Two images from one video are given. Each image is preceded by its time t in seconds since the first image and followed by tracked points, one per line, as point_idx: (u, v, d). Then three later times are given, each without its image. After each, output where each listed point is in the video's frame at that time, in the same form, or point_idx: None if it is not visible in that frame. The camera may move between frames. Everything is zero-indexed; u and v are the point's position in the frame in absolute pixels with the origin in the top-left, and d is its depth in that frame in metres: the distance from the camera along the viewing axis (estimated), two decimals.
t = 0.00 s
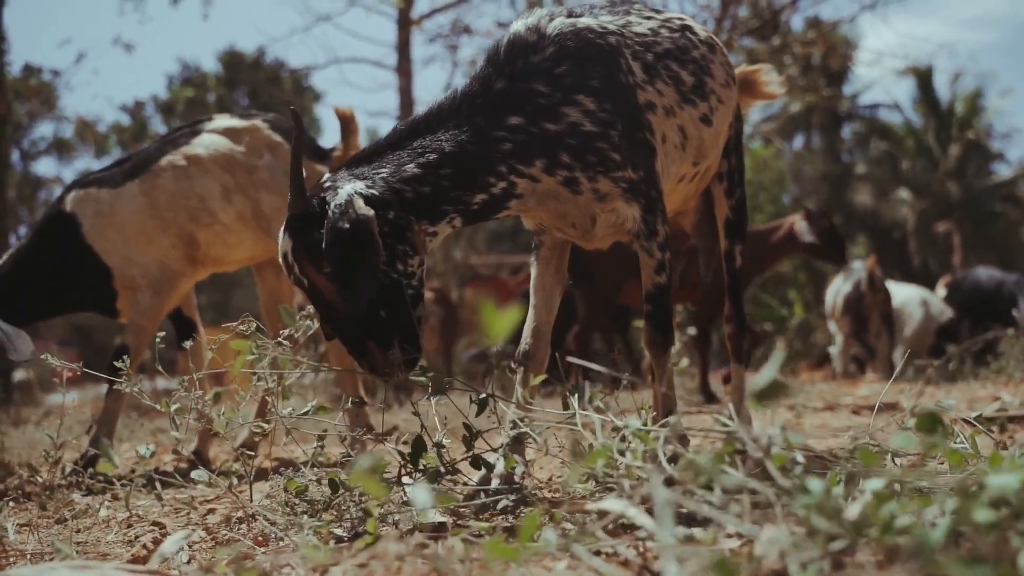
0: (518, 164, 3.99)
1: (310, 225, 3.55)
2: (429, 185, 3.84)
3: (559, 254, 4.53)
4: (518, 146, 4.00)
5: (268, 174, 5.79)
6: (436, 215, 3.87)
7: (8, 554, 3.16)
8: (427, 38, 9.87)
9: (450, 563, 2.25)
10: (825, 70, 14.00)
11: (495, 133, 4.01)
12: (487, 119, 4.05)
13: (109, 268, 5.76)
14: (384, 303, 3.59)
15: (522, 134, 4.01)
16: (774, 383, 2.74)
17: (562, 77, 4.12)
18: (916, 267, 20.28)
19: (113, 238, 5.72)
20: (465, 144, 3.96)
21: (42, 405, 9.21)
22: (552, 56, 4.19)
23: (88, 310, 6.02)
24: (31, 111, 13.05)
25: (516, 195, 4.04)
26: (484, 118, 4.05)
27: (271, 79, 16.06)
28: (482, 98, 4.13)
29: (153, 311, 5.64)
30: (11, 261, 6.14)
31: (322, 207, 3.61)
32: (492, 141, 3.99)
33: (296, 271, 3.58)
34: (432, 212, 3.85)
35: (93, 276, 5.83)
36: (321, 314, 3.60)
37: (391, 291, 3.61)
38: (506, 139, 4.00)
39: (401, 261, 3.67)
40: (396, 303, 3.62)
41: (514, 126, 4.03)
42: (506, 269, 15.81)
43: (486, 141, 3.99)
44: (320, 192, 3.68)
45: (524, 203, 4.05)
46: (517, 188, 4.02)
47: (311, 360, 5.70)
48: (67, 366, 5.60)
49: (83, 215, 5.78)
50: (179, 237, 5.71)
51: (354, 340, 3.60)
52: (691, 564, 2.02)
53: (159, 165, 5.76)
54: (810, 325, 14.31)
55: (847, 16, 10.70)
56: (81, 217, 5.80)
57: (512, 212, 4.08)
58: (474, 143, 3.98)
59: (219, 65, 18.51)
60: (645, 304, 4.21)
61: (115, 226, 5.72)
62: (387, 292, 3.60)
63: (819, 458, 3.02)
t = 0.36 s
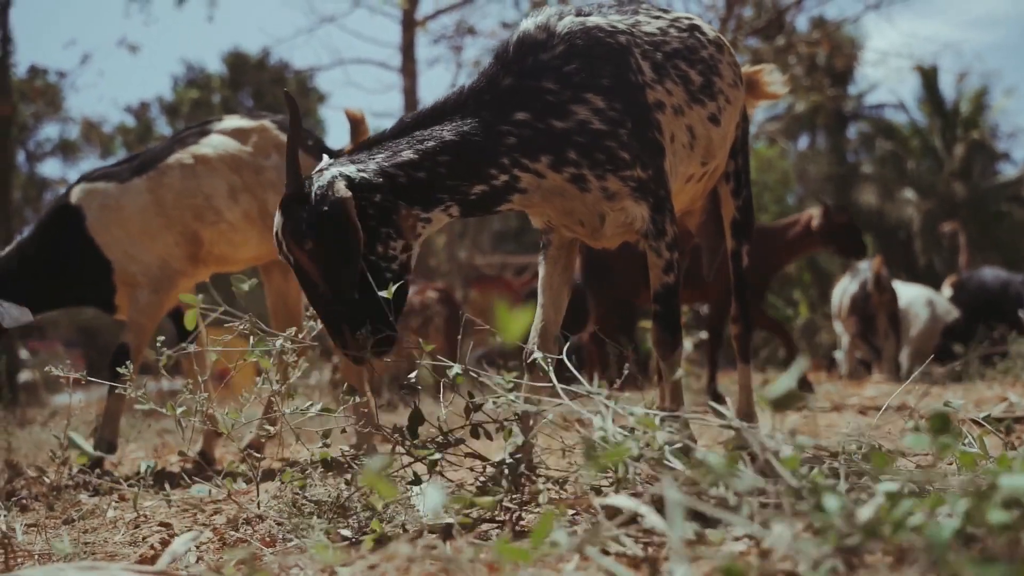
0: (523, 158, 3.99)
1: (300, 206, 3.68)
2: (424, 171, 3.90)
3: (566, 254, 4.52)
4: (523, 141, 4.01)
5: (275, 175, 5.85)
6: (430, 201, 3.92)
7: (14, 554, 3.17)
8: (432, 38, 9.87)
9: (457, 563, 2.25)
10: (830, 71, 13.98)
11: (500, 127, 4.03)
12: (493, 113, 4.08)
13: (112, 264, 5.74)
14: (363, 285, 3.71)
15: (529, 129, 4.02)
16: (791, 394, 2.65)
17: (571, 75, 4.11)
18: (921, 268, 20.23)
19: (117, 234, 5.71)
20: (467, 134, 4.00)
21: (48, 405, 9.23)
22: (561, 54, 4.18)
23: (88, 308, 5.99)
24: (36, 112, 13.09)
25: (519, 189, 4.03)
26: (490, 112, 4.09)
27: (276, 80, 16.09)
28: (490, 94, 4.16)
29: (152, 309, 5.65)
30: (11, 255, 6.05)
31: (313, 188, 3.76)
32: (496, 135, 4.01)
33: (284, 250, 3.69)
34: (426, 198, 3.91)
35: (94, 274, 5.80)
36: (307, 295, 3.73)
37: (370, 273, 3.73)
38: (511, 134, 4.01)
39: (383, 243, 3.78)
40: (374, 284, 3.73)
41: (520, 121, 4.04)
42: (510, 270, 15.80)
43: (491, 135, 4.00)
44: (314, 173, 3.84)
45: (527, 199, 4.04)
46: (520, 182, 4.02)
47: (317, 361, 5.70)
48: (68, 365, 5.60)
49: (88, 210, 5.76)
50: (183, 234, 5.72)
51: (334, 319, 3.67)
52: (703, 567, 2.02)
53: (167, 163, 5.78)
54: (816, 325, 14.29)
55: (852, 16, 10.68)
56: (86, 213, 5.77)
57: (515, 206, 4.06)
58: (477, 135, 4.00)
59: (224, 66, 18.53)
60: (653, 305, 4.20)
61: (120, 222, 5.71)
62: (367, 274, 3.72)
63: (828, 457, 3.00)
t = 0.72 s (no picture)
0: (528, 154, 4.00)
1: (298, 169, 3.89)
2: (421, 164, 3.93)
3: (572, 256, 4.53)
4: (529, 136, 4.00)
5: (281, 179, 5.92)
6: (424, 195, 3.96)
7: (20, 557, 3.16)
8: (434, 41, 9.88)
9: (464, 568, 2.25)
10: (833, 73, 13.98)
11: (506, 121, 4.03)
12: (501, 107, 4.08)
13: (115, 267, 5.73)
14: (316, 271, 3.86)
15: (535, 126, 4.02)
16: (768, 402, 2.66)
17: (582, 73, 4.11)
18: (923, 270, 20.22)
19: (120, 237, 5.70)
20: (471, 128, 4.01)
21: (51, 408, 9.24)
22: (572, 53, 4.18)
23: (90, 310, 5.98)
24: (39, 115, 13.11)
25: (519, 182, 4.04)
26: (497, 106, 4.09)
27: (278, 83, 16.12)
28: (499, 89, 4.15)
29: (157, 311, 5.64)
30: (12, 259, 6.03)
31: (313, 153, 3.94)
32: (501, 129, 4.01)
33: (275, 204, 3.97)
34: (420, 192, 3.95)
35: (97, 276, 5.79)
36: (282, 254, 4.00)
37: (330, 262, 3.85)
38: (516, 128, 4.01)
39: (354, 237, 3.85)
40: (328, 272, 3.86)
41: (527, 117, 4.03)
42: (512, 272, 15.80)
43: (495, 129, 4.01)
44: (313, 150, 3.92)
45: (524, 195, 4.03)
46: (522, 177, 4.02)
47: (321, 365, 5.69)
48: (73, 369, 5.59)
49: (91, 213, 5.75)
50: (187, 237, 5.72)
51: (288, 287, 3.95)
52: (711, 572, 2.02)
53: (171, 165, 5.78)
54: (818, 328, 14.28)
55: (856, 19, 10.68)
56: (89, 217, 5.76)
57: (513, 199, 4.07)
58: (482, 129, 4.01)
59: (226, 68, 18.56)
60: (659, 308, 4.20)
61: (123, 225, 5.70)
62: (326, 262, 3.85)
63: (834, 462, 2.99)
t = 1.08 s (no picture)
0: (518, 150, 4.00)
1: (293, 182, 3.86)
2: (414, 164, 3.92)
3: (572, 258, 4.56)
4: (521, 133, 4.01)
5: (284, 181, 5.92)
6: (420, 191, 3.95)
7: (24, 561, 3.16)
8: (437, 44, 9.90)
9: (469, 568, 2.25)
10: (836, 76, 13.98)
11: (499, 118, 4.03)
12: (493, 105, 4.09)
13: (119, 272, 5.74)
14: (340, 272, 3.86)
15: (528, 123, 4.02)
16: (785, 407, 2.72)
17: (579, 73, 4.11)
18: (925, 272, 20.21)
19: (124, 240, 5.71)
20: (463, 126, 4.02)
21: (53, 410, 9.26)
22: (572, 51, 4.19)
23: (93, 315, 5.98)
24: (42, 118, 13.13)
25: (512, 179, 4.04)
26: (491, 103, 4.10)
27: (281, 86, 16.14)
28: (494, 87, 4.16)
29: (163, 314, 5.67)
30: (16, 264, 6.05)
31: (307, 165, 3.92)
32: (494, 126, 4.02)
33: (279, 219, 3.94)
34: (416, 189, 3.94)
35: (101, 281, 5.78)
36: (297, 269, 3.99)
37: (350, 262, 3.85)
38: (509, 125, 4.01)
39: (366, 237, 3.85)
40: (351, 274, 3.87)
41: (521, 114, 4.04)
42: (514, 274, 15.81)
43: (487, 126, 4.02)
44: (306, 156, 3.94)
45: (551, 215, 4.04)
46: (515, 173, 4.02)
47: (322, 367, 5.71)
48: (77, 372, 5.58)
49: (95, 217, 5.75)
50: (191, 241, 5.71)
51: (314, 297, 3.94)
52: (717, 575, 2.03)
53: (175, 169, 5.80)
54: (820, 331, 14.27)
55: (859, 22, 10.69)
56: (92, 220, 5.77)
57: (507, 196, 4.08)
58: (475, 127, 4.02)
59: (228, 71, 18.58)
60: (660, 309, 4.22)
61: (126, 229, 5.71)
62: (346, 263, 3.85)
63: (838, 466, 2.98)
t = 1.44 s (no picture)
0: (514, 159, 4.00)
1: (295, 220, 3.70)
2: (414, 180, 3.88)
3: (574, 261, 4.57)
4: (515, 141, 4.01)
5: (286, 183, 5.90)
6: (423, 207, 3.90)
7: (28, 564, 3.16)
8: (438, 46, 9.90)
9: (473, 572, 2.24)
10: (837, 77, 13.98)
11: (493, 128, 4.03)
12: (486, 115, 4.09)
13: (122, 275, 5.72)
14: (366, 291, 3.70)
15: (522, 130, 4.02)
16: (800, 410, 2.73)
17: (572, 78, 4.12)
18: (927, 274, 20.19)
19: (126, 243, 5.69)
20: (457, 140, 3.99)
21: (54, 413, 9.25)
22: (565, 57, 4.19)
23: (95, 318, 5.96)
24: (43, 119, 13.14)
25: (511, 188, 4.04)
26: (484, 114, 4.09)
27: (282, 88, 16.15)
28: (486, 96, 4.16)
29: (168, 318, 5.66)
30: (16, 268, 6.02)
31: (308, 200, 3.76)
32: (489, 136, 4.01)
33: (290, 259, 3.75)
34: (419, 206, 3.89)
35: (104, 283, 5.77)
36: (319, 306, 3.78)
37: (373, 280, 3.70)
38: (502, 135, 4.01)
39: (382, 251, 3.73)
40: (378, 291, 3.72)
41: (514, 123, 4.04)
42: (515, 276, 15.81)
43: (482, 137, 4.01)
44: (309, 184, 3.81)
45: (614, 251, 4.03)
46: (513, 183, 4.03)
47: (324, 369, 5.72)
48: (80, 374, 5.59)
49: (96, 219, 5.74)
50: (195, 244, 5.73)
51: (343, 326, 3.74)
52: None
53: (176, 172, 5.80)
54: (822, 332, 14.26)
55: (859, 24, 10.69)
56: (94, 223, 5.75)
57: (508, 206, 4.08)
58: (471, 139, 4.00)
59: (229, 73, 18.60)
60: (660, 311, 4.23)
61: (128, 231, 5.69)
62: (368, 281, 3.70)
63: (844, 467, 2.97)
